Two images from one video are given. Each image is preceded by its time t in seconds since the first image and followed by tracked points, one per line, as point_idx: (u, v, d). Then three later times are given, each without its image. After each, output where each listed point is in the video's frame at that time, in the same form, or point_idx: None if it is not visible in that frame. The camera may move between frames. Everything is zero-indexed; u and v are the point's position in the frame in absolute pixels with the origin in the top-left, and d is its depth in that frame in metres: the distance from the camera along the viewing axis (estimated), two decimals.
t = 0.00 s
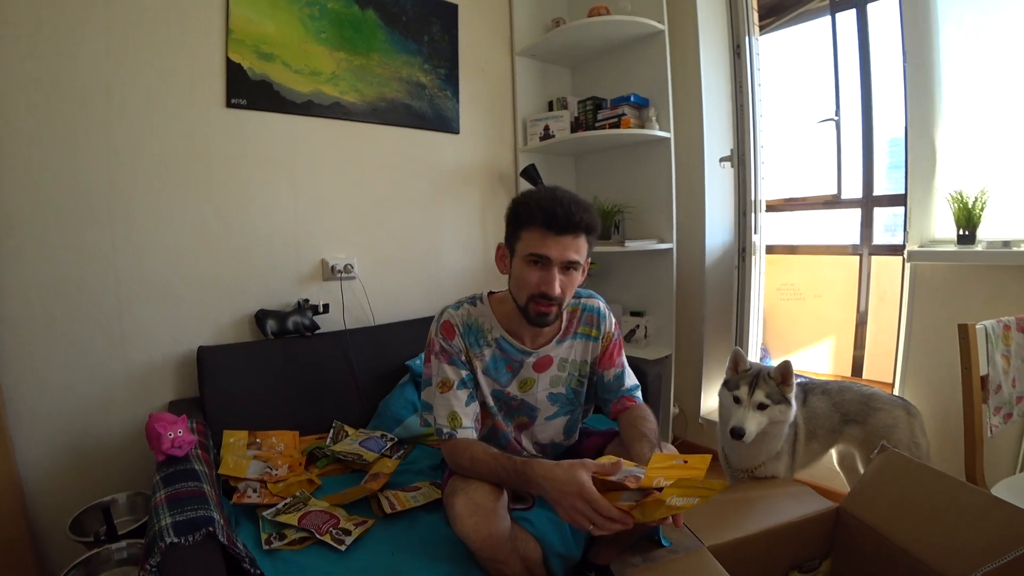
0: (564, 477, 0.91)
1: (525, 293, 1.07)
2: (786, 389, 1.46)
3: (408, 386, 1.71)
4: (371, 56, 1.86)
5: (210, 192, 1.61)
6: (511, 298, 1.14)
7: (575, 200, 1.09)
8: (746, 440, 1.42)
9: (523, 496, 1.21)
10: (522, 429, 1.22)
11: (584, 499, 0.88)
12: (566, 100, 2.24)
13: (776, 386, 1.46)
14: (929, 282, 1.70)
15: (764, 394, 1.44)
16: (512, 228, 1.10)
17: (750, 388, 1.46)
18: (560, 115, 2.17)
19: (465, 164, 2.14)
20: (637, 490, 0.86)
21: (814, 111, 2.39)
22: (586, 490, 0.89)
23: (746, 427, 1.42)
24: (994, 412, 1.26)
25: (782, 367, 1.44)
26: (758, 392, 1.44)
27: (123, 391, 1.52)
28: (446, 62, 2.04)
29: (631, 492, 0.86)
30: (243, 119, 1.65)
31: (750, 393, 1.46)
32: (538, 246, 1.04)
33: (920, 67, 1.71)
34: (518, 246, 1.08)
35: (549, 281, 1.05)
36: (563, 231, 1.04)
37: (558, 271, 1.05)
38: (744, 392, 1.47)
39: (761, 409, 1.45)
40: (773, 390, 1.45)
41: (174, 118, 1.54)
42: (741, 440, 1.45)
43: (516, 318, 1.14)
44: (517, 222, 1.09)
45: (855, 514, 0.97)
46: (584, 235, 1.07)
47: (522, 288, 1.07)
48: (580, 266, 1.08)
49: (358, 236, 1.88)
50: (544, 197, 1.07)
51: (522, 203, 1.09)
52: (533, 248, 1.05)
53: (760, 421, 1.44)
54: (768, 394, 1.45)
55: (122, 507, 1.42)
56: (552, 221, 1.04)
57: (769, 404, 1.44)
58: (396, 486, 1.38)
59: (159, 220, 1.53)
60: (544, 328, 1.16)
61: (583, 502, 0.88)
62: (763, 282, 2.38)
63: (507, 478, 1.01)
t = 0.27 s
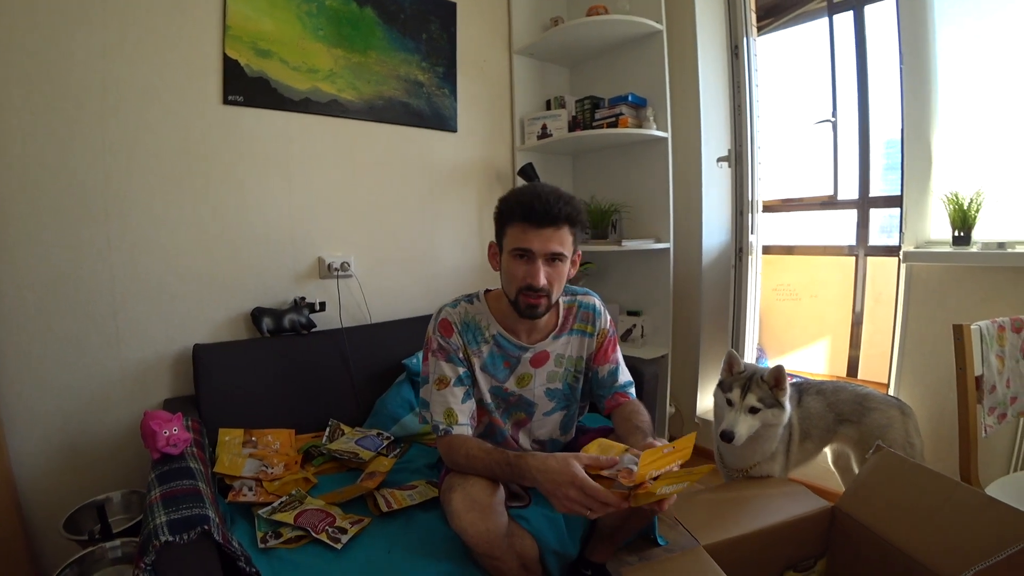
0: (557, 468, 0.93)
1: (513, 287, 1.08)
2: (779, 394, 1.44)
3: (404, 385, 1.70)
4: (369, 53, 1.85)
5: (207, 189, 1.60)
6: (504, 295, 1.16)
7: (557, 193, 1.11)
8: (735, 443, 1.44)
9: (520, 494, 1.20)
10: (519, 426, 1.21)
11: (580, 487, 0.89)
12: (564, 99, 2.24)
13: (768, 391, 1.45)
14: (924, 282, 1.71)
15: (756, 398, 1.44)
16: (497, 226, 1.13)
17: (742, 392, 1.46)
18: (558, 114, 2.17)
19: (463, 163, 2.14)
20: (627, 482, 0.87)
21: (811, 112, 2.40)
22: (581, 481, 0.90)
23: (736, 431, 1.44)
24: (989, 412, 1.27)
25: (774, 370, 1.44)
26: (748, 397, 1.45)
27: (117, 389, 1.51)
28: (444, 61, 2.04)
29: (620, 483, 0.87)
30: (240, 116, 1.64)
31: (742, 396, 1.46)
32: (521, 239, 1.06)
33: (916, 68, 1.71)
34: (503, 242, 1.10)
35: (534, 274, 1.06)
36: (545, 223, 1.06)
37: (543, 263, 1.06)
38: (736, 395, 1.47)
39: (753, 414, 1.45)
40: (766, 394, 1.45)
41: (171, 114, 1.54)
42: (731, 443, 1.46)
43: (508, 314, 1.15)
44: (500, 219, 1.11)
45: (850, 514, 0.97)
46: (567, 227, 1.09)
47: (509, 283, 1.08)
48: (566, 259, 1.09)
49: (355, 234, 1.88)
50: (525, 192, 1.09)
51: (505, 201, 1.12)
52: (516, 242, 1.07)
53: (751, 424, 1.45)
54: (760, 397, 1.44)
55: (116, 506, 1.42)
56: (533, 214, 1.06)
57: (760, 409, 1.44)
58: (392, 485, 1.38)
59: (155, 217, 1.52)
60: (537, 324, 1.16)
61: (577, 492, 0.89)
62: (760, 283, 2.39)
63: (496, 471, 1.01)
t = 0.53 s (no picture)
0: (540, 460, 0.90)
1: (509, 283, 1.08)
2: (775, 392, 1.45)
3: (402, 385, 1.70)
4: (366, 54, 1.85)
5: (204, 189, 1.60)
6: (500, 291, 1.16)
7: (545, 187, 1.11)
8: (731, 441, 1.44)
9: (519, 495, 1.20)
10: (520, 426, 1.21)
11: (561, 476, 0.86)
12: (562, 99, 2.24)
13: (765, 389, 1.45)
14: (921, 282, 1.71)
15: (753, 397, 1.45)
16: (490, 226, 1.13)
17: (739, 390, 1.47)
18: (556, 114, 2.17)
19: (461, 163, 2.14)
20: (631, 475, 0.89)
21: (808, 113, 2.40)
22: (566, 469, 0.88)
23: (731, 429, 1.44)
24: (986, 411, 1.27)
25: (771, 369, 1.44)
26: (746, 394, 1.45)
27: (114, 390, 1.51)
28: (442, 61, 2.04)
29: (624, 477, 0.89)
30: (237, 116, 1.64)
31: (738, 394, 1.47)
32: (512, 237, 1.07)
33: (913, 67, 1.72)
34: (496, 241, 1.11)
35: (528, 268, 1.06)
36: (535, 218, 1.06)
37: (536, 256, 1.06)
38: (733, 393, 1.48)
39: (749, 412, 1.45)
40: (763, 392, 1.45)
41: (168, 115, 1.53)
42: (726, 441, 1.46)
43: (508, 311, 1.16)
44: (491, 219, 1.12)
45: (848, 514, 0.97)
46: (557, 220, 1.09)
47: (505, 279, 1.09)
48: (559, 251, 1.09)
49: (353, 235, 1.87)
50: (513, 190, 1.10)
51: (494, 201, 1.12)
52: (508, 240, 1.07)
53: (747, 423, 1.45)
54: (757, 396, 1.45)
55: (113, 507, 1.41)
56: (522, 210, 1.06)
57: (757, 407, 1.45)
58: (390, 486, 1.38)
59: (151, 217, 1.52)
60: (535, 317, 1.17)
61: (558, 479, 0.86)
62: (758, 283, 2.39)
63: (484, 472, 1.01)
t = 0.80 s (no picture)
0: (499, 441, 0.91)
1: (512, 273, 1.08)
2: (773, 391, 1.45)
3: (400, 387, 1.70)
4: (364, 55, 1.85)
5: (202, 191, 1.59)
6: (497, 284, 1.16)
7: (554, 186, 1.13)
8: (725, 436, 1.43)
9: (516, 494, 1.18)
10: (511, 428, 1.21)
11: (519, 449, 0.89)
12: (560, 101, 2.24)
13: (763, 388, 1.45)
14: (918, 283, 1.71)
15: (750, 394, 1.45)
16: (496, 215, 1.13)
17: (736, 386, 1.47)
18: (553, 116, 2.17)
19: (458, 165, 2.14)
20: (635, 484, 0.88)
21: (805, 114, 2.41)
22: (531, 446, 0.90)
23: (726, 423, 1.43)
24: (983, 412, 1.27)
25: (770, 368, 1.43)
26: (742, 390, 1.45)
27: (111, 392, 1.50)
28: (440, 63, 2.04)
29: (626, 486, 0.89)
30: (235, 117, 1.64)
31: (735, 390, 1.47)
32: (523, 227, 1.07)
33: (909, 69, 1.72)
34: (503, 230, 1.11)
35: (534, 259, 1.07)
36: (545, 211, 1.08)
37: (542, 249, 1.08)
38: (730, 389, 1.48)
39: (745, 409, 1.45)
40: (760, 391, 1.45)
41: (165, 116, 1.53)
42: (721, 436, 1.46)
43: (504, 304, 1.15)
44: (500, 208, 1.12)
45: (846, 514, 0.97)
46: (564, 217, 1.11)
47: (507, 269, 1.09)
48: (562, 248, 1.11)
49: (350, 237, 1.87)
50: (525, 183, 1.11)
51: (505, 192, 1.13)
52: (517, 229, 1.08)
53: (742, 419, 1.45)
54: (754, 393, 1.45)
55: (109, 510, 1.41)
56: (535, 202, 1.08)
57: (753, 404, 1.45)
58: (388, 488, 1.38)
59: (149, 219, 1.52)
60: (528, 315, 1.17)
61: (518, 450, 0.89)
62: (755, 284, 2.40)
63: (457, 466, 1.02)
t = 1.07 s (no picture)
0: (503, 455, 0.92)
1: (513, 278, 1.07)
2: (771, 391, 1.45)
3: (399, 389, 1.70)
4: (362, 57, 1.85)
5: (201, 193, 1.59)
6: (493, 286, 1.14)
7: (555, 190, 1.12)
8: (727, 438, 1.43)
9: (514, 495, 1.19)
10: (504, 428, 1.20)
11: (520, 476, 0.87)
12: (559, 102, 2.25)
13: (761, 388, 1.45)
14: (917, 283, 1.71)
15: (749, 395, 1.45)
16: (497, 215, 1.10)
17: (735, 388, 1.47)
18: (552, 117, 2.17)
19: (457, 166, 2.14)
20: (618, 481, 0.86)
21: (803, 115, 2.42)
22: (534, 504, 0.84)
23: (726, 426, 1.43)
24: (983, 412, 1.27)
25: (768, 368, 1.44)
26: (742, 392, 1.45)
27: (109, 394, 1.50)
28: (438, 64, 2.04)
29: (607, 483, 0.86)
30: (233, 119, 1.64)
31: (735, 393, 1.46)
32: (527, 233, 1.05)
33: (907, 69, 1.72)
34: (504, 232, 1.08)
35: (537, 265, 1.07)
36: (549, 218, 1.07)
37: (545, 256, 1.07)
38: (729, 391, 1.47)
39: (745, 410, 1.45)
40: (759, 391, 1.45)
41: (164, 118, 1.53)
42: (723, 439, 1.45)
43: (498, 306, 1.15)
44: (502, 209, 1.09)
45: (846, 514, 0.97)
46: (564, 224, 1.11)
47: (509, 273, 1.08)
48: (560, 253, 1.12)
49: (349, 238, 1.87)
50: (529, 186, 1.09)
51: (507, 192, 1.10)
52: (521, 235, 1.06)
53: (742, 421, 1.45)
54: (752, 394, 1.45)
55: (108, 513, 1.40)
56: (540, 208, 1.06)
57: (753, 405, 1.45)
58: (388, 490, 1.37)
59: (147, 220, 1.52)
60: (521, 317, 1.18)
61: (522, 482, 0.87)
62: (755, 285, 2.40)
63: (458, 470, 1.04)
